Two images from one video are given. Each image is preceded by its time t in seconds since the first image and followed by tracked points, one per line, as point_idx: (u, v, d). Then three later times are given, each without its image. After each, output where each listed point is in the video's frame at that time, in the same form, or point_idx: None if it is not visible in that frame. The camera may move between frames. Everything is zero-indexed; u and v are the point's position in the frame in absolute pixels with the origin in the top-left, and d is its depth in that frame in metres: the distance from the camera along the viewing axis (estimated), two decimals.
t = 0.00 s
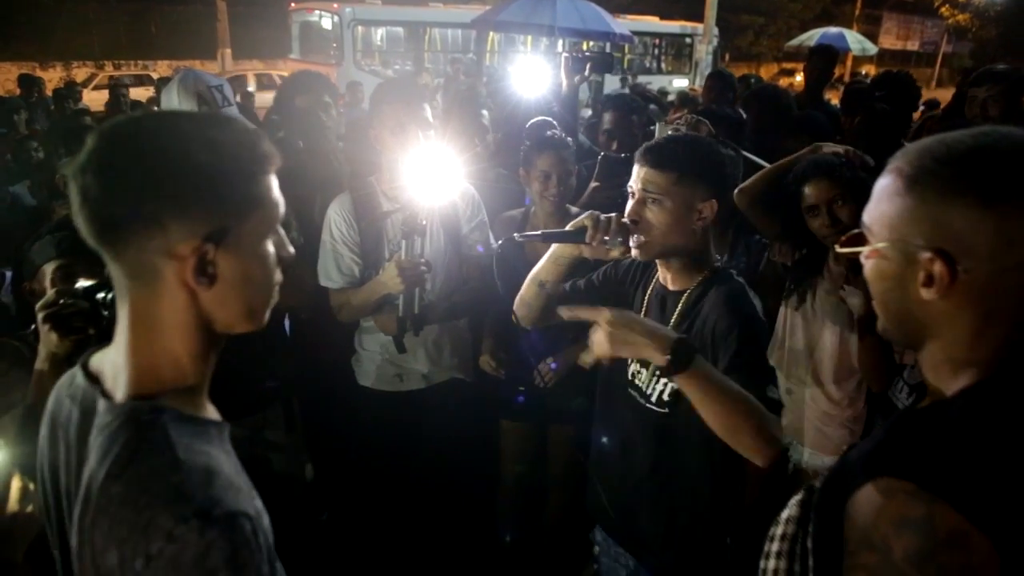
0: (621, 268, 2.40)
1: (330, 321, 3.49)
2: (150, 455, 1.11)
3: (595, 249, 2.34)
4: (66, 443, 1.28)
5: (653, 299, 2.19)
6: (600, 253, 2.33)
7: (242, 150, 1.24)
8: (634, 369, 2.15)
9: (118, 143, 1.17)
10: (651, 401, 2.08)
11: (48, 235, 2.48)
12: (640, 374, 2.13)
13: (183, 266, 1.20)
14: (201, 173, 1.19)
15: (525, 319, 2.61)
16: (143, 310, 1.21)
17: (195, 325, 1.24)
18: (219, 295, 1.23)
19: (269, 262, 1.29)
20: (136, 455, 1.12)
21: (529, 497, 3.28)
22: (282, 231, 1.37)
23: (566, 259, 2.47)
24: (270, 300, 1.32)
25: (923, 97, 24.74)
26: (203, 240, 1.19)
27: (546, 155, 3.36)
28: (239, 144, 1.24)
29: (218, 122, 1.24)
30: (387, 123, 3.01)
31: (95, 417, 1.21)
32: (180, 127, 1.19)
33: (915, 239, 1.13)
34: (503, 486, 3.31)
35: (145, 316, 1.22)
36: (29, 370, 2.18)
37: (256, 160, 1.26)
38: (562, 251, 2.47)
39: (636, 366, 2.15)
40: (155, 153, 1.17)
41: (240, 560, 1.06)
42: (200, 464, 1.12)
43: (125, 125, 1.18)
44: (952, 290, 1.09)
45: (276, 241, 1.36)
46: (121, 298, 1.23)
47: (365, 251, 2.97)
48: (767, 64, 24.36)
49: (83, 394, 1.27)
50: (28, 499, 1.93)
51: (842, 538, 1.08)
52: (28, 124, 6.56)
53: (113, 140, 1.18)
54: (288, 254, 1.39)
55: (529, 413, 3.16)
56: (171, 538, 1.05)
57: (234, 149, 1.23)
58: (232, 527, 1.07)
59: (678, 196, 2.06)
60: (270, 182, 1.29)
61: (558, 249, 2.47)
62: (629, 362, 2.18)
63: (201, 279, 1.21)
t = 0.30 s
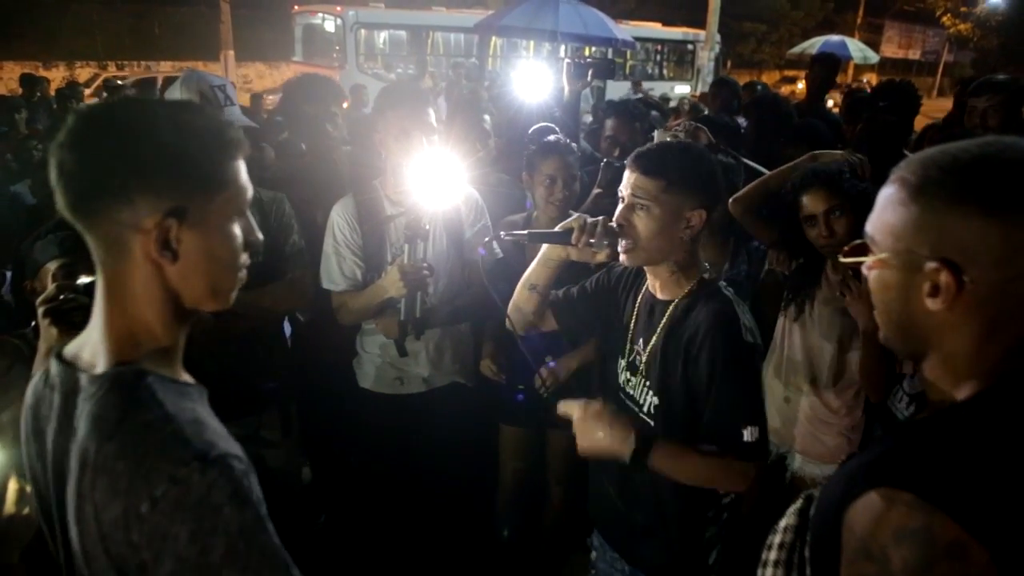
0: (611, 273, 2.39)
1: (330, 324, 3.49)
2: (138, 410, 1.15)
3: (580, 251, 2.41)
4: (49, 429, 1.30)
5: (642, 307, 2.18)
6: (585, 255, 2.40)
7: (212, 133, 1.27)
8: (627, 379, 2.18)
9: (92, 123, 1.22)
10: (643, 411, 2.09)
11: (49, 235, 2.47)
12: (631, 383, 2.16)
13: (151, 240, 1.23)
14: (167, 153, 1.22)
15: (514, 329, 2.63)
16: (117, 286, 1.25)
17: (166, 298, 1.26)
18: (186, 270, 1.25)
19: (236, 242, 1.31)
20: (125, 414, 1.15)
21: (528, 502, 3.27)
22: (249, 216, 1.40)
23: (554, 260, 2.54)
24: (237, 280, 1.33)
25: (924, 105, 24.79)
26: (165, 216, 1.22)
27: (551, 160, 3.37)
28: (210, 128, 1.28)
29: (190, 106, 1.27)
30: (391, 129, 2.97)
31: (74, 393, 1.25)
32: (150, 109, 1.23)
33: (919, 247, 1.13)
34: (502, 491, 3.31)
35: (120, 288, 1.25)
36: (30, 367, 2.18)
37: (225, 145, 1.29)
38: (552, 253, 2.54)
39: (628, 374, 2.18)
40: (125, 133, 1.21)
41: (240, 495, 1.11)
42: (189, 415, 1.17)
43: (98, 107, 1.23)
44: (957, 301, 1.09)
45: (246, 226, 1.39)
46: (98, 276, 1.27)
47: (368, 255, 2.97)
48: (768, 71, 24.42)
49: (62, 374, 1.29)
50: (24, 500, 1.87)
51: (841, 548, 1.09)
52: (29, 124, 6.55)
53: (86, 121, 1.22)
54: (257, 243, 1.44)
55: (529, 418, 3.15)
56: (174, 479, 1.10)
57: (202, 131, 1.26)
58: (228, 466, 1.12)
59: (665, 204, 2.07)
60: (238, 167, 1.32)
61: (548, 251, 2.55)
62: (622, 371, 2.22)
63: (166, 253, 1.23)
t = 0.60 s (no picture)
0: (613, 271, 2.35)
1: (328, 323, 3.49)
2: (139, 363, 1.21)
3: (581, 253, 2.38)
4: (38, 403, 1.34)
5: (642, 313, 2.18)
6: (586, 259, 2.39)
7: (192, 128, 1.32)
8: (623, 386, 2.15)
9: (77, 115, 1.27)
10: (653, 417, 2.06)
11: (47, 233, 2.46)
12: (631, 391, 2.13)
13: (125, 222, 1.26)
14: (145, 143, 1.26)
15: (486, 318, 2.66)
16: (105, 262, 1.29)
17: (149, 276, 1.31)
18: (164, 253, 1.30)
19: (214, 230, 1.35)
20: (118, 375, 1.20)
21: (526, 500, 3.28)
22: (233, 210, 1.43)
23: (550, 261, 2.49)
24: (218, 262, 1.38)
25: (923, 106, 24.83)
26: (141, 202, 1.26)
27: (551, 160, 3.37)
28: (189, 122, 1.32)
29: (172, 101, 1.32)
30: (391, 128, 2.97)
31: (62, 363, 1.29)
32: (132, 103, 1.28)
33: (919, 248, 1.13)
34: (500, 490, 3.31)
35: (110, 262, 1.29)
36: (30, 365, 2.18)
37: (205, 138, 1.33)
38: (545, 253, 2.50)
39: (626, 382, 2.15)
40: (107, 124, 1.26)
41: (249, 434, 1.25)
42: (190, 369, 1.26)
43: (83, 100, 1.28)
44: (958, 301, 1.09)
45: (226, 214, 1.40)
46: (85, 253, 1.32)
47: (368, 254, 2.97)
48: (768, 71, 24.44)
49: (55, 349, 1.33)
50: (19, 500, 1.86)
51: (840, 548, 1.08)
52: (27, 122, 6.53)
53: (73, 112, 1.27)
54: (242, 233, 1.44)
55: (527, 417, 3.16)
56: (191, 414, 1.19)
57: (182, 124, 1.30)
58: (237, 405, 1.24)
59: (671, 210, 2.08)
60: (215, 159, 1.36)
61: (542, 251, 2.48)
62: (616, 376, 2.18)
63: (142, 239, 1.27)
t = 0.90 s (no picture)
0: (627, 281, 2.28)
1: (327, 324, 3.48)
2: (117, 359, 1.24)
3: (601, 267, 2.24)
4: (39, 387, 1.39)
5: (657, 311, 2.17)
6: (606, 271, 2.23)
7: (195, 134, 1.36)
8: (637, 393, 2.16)
9: (87, 125, 1.32)
10: (662, 424, 2.10)
11: (45, 235, 2.45)
12: (645, 397, 2.14)
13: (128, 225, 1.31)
14: (149, 153, 1.31)
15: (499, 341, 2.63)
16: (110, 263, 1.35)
17: (155, 282, 1.36)
18: (169, 257, 1.35)
19: (220, 234, 1.39)
20: (98, 367, 1.24)
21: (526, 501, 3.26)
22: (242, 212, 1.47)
23: (569, 273, 2.37)
24: (225, 265, 1.42)
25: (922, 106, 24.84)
26: (143, 210, 1.31)
27: (550, 162, 3.37)
28: (192, 128, 1.37)
29: (177, 109, 1.37)
30: (389, 129, 3.01)
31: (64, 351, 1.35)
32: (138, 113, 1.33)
33: (915, 248, 1.13)
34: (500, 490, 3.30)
35: (110, 262, 1.34)
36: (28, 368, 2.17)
37: (208, 144, 1.38)
38: (562, 264, 2.38)
39: (639, 388, 2.16)
40: (113, 133, 1.31)
41: (196, 446, 1.23)
42: (162, 370, 1.28)
43: (93, 110, 1.33)
44: (955, 302, 1.09)
45: (235, 219, 1.44)
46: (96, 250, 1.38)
47: (366, 255, 2.97)
48: (766, 72, 24.45)
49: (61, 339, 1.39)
50: (16, 503, 1.85)
51: (839, 549, 1.08)
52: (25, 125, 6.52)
53: (83, 123, 1.33)
54: (252, 237, 1.48)
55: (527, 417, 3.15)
56: (135, 416, 1.20)
57: (186, 133, 1.35)
58: (192, 415, 1.24)
59: (690, 219, 2.06)
60: (222, 165, 1.40)
61: (560, 264, 2.38)
62: (630, 383, 2.18)
63: (145, 244, 1.32)
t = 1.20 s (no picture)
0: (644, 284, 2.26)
1: (326, 324, 3.48)
2: (110, 374, 1.25)
3: (615, 269, 2.27)
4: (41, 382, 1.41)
5: (671, 309, 2.19)
6: (621, 274, 2.26)
7: (194, 136, 1.36)
8: (652, 392, 2.16)
9: (79, 126, 1.30)
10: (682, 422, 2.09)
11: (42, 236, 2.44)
12: (661, 396, 2.14)
13: (126, 234, 1.31)
14: (150, 159, 1.31)
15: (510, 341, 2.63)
16: (106, 270, 1.35)
17: (151, 290, 1.36)
18: (167, 265, 1.35)
19: (219, 239, 1.40)
20: (92, 373, 1.24)
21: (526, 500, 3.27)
22: (243, 213, 1.48)
23: (584, 275, 2.45)
24: (225, 270, 1.44)
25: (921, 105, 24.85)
26: (142, 219, 1.31)
27: (550, 160, 3.38)
28: (193, 129, 1.36)
29: (177, 111, 1.36)
30: (388, 128, 2.99)
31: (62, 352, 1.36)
32: (136, 115, 1.31)
33: (910, 248, 1.12)
34: (500, 490, 3.29)
35: (107, 269, 1.35)
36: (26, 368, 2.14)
37: (207, 147, 1.38)
38: (576, 268, 2.45)
39: (654, 388, 2.16)
40: (110, 135, 1.30)
41: (171, 471, 1.17)
42: (152, 386, 1.27)
43: (88, 109, 1.30)
44: (949, 301, 1.09)
45: (236, 220, 1.45)
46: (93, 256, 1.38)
47: (364, 255, 2.97)
48: (765, 72, 24.47)
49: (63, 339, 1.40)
50: (12, 504, 1.83)
51: (838, 549, 1.08)
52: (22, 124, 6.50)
53: (74, 121, 1.31)
54: (252, 238, 1.49)
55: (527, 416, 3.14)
56: (111, 435, 1.17)
57: (186, 136, 1.35)
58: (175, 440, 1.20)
59: (705, 221, 2.04)
60: (223, 168, 1.41)
61: (574, 266, 2.45)
62: (644, 383, 2.19)
63: (144, 252, 1.33)
